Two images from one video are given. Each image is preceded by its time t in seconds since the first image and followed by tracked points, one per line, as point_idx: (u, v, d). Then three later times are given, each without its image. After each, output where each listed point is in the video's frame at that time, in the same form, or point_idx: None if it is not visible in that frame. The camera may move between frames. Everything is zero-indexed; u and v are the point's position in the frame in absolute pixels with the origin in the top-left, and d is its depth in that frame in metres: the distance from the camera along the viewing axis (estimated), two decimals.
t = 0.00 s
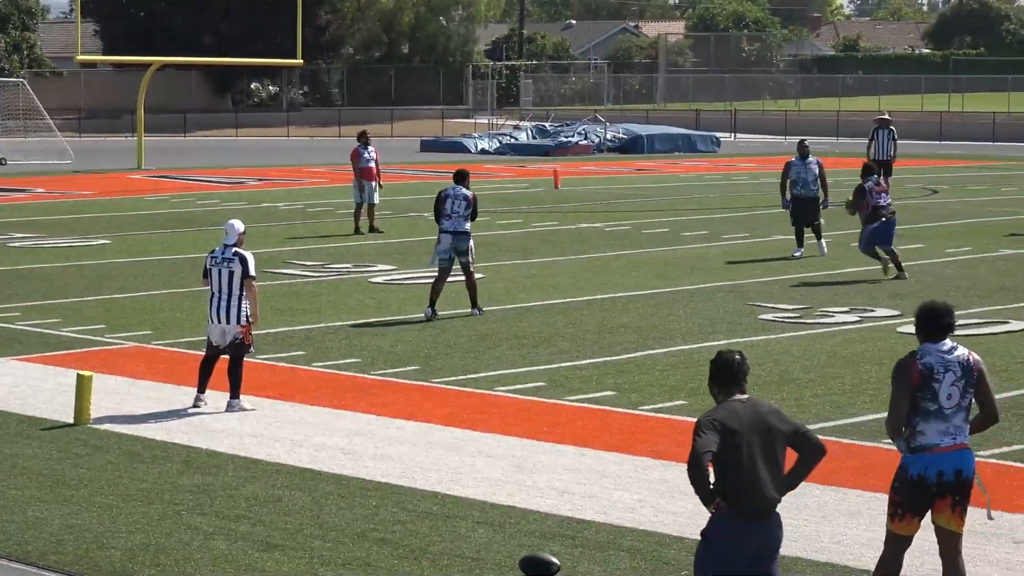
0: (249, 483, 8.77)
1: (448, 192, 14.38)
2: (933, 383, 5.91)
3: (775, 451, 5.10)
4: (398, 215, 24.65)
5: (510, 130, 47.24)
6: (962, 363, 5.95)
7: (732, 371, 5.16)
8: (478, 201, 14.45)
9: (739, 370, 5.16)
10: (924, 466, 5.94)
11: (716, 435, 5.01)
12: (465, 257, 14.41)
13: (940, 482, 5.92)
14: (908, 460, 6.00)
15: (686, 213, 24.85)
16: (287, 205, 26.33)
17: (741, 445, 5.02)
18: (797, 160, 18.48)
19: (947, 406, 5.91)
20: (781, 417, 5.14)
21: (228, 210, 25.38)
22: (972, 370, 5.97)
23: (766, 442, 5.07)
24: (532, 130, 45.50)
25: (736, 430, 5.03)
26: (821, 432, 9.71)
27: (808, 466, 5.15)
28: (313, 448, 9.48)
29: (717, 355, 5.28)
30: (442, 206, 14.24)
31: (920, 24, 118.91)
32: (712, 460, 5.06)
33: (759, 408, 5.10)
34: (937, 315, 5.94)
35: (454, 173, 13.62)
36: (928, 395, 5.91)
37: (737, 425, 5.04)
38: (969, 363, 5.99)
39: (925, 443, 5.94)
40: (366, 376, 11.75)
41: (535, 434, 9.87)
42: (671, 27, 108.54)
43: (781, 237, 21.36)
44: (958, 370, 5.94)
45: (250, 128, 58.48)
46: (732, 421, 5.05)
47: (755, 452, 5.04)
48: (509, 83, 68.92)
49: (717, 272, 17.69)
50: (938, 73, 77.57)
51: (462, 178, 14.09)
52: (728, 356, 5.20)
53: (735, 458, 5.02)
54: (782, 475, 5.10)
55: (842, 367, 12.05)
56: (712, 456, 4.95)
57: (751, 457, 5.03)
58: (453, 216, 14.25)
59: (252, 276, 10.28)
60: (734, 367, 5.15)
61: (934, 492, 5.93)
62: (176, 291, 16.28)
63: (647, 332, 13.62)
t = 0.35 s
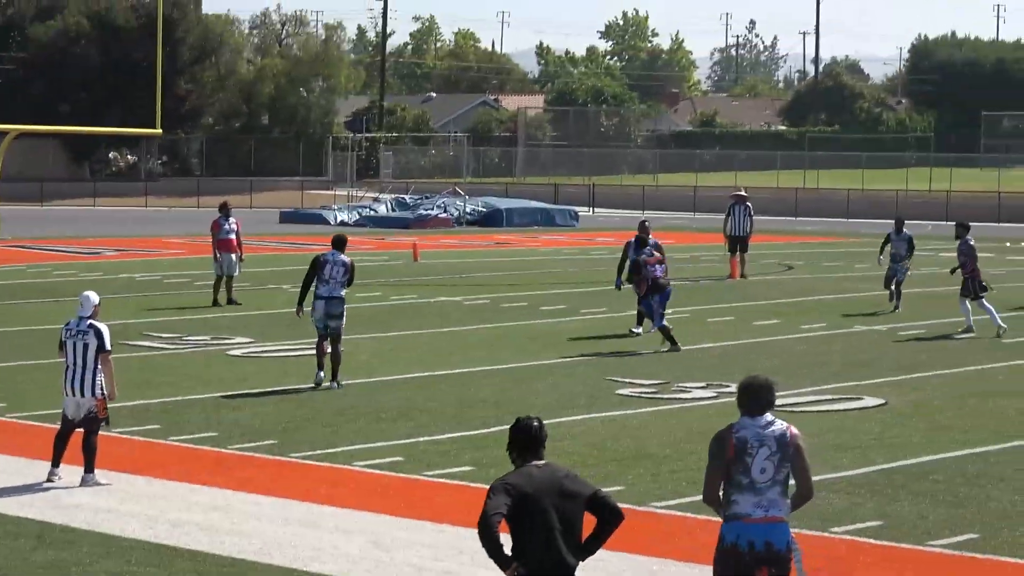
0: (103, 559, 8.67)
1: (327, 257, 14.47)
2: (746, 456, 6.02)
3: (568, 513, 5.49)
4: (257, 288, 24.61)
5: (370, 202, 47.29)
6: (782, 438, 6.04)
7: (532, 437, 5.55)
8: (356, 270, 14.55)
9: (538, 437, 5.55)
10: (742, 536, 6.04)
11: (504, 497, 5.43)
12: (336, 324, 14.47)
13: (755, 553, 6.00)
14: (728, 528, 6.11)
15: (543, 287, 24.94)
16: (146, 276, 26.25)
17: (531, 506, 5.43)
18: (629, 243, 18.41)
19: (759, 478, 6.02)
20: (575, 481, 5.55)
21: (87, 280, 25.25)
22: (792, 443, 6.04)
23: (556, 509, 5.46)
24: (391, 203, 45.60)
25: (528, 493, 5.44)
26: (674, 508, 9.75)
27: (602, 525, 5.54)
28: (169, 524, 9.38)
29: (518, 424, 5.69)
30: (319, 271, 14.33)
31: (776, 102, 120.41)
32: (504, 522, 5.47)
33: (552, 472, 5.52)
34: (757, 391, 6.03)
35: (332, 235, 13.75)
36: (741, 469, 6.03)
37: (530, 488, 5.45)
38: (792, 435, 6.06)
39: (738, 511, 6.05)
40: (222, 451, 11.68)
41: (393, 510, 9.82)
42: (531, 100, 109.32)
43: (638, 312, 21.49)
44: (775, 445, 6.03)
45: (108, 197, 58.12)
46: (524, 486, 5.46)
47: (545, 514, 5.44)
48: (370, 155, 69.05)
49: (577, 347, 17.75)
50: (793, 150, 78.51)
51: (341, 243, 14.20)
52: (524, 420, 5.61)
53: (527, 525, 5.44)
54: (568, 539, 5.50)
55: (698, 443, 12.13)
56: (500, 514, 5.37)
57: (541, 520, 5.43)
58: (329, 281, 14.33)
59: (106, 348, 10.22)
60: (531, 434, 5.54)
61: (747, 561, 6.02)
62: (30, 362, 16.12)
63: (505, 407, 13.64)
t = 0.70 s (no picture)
0: None
1: (310, 293, 14.59)
2: (702, 480, 6.09)
3: (494, 537, 5.49)
4: (237, 319, 24.60)
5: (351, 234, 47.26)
6: (738, 463, 6.12)
7: (462, 464, 5.58)
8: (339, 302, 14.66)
9: (468, 464, 5.58)
10: (700, 560, 6.16)
11: (434, 521, 5.40)
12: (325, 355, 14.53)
13: None
14: (689, 552, 6.20)
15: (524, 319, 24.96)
16: (126, 307, 26.22)
17: (460, 531, 5.42)
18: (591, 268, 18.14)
19: (718, 503, 6.08)
20: (503, 507, 5.58)
21: (66, 311, 25.22)
22: (746, 472, 6.12)
23: (480, 531, 5.45)
24: (373, 234, 45.59)
25: (457, 518, 5.43)
26: (654, 540, 9.72)
27: (537, 556, 5.53)
28: (149, 553, 9.26)
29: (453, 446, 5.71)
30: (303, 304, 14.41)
31: (756, 136, 120.74)
32: (440, 538, 5.46)
33: (481, 498, 5.52)
34: (714, 416, 6.10)
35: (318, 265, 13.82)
36: (697, 491, 6.10)
37: (460, 513, 5.44)
38: (746, 460, 6.15)
39: (698, 530, 6.14)
40: (202, 482, 11.61)
41: (377, 543, 9.75)
42: (511, 133, 109.50)
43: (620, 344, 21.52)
44: (731, 469, 6.10)
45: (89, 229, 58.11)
46: (454, 508, 5.45)
47: (467, 537, 5.43)
48: (353, 187, 69.12)
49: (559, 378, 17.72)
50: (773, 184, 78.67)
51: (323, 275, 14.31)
52: (458, 449, 5.62)
53: (456, 547, 5.43)
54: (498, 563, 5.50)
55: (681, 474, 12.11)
56: (429, 541, 5.35)
57: (467, 544, 5.42)
58: (316, 313, 14.42)
59: (88, 379, 10.22)
60: (462, 461, 5.56)
61: None
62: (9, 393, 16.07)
63: (485, 439, 13.63)
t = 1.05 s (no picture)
0: None
1: (323, 298, 14.65)
2: (702, 490, 6.10)
3: (454, 539, 5.61)
4: (247, 328, 24.63)
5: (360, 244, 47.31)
6: (734, 474, 6.16)
7: (417, 468, 5.69)
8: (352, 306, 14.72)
9: (423, 467, 5.69)
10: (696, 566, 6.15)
11: (403, 523, 5.49)
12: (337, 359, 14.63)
13: None
14: (684, 557, 6.20)
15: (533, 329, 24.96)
16: (136, 316, 26.26)
17: (424, 535, 5.52)
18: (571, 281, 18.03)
19: (713, 513, 6.10)
20: (462, 509, 5.70)
21: (75, 320, 25.28)
22: (739, 482, 6.17)
23: (441, 534, 5.57)
24: (382, 244, 45.61)
25: (422, 521, 5.54)
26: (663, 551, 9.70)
27: (486, 556, 5.71)
28: (159, 563, 9.24)
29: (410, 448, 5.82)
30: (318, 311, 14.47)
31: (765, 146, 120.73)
32: (405, 541, 5.56)
33: (440, 499, 5.64)
34: (711, 423, 6.14)
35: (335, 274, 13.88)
36: (695, 501, 6.11)
37: (424, 515, 5.55)
38: (741, 471, 6.20)
39: (694, 535, 6.14)
40: (211, 492, 11.62)
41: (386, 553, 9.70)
42: (521, 143, 109.64)
43: (628, 354, 21.51)
44: (728, 480, 6.15)
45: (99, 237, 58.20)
46: (418, 512, 5.55)
47: (428, 540, 5.54)
48: (363, 197, 69.16)
49: (568, 389, 17.72)
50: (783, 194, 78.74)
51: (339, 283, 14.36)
52: (415, 452, 5.73)
53: (421, 550, 5.54)
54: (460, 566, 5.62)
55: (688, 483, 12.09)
56: (396, 544, 5.46)
57: (427, 545, 5.53)
58: (330, 319, 14.50)
59: (100, 388, 10.23)
60: (418, 464, 5.68)
61: None
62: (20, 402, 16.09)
63: (494, 448, 13.63)
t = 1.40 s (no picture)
0: None
1: (360, 291, 15.12)
2: (715, 478, 6.11)
3: (415, 524, 5.51)
4: (272, 321, 24.67)
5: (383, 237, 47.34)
6: (745, 462, 6.19)
7: (379, 453, 5.59)
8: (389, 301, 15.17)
9: (387, 453, 5.59)
10: (706, 554, 6.14)
11: (362, 511, 5.40)
12: (370, 351, 15.06)
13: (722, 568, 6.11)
14: (694, 544, 6.18)
15: (556, 322, 24.96)
16: (160, 309, 26.31)
17: (384, 519, 5.42)
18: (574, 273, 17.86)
19: (724, 500, 6.11)
20: (426, 493, 5.59)
21: (100, 313, 25.34)
22: (751, 468, 6.21)
23: (403, 517, 5.47)
24: (405, 237, 45.63)
25: (382, 506, 5.43)
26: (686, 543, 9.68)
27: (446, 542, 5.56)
28: (183, 555, 9.24)
29: (371, 433, 5.73)
30: (353, 301, 14.93)
31: (789, 139, 120.56)
32: (366, 527, 5.47)
33: (402, 485, 5.55)
34: (726, 413, 6.16)
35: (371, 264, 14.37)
36: (709, 489, 6.11)
37: (385, 502, 5.44)
38: (751, 457, 6.23)
39: (705, 520, 6.13)
40: (236, 484, 11.64)
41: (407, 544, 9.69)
42: (543, 137, 109.70)
43: (651, 348, 21.50)
44: (741, 468, 6.17)
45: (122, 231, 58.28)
46: (379, 497, 5.45)
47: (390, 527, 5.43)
48: (385, 190, 69.18)
49: (592, 382, 17.71)
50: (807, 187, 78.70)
51: (375, 274, 14.82)
52: (377, 435, 5.63)
53: (379, 536, 5.43)
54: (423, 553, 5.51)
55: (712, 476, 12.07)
56: (358, 529, 5.35)
57: (387, 532, 5.42)
58: (365, 310, 14.94)
59: (128, 379, 10.23)
60: (379, 448, 5.58)
61: None
62: (47, 394, 16.14)
63: (518, 441, 13.63)
